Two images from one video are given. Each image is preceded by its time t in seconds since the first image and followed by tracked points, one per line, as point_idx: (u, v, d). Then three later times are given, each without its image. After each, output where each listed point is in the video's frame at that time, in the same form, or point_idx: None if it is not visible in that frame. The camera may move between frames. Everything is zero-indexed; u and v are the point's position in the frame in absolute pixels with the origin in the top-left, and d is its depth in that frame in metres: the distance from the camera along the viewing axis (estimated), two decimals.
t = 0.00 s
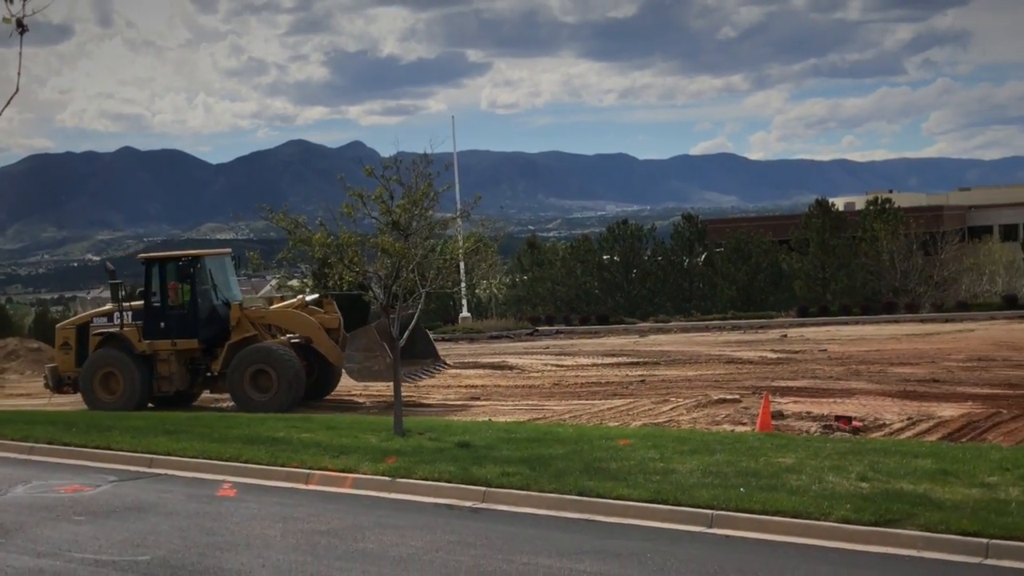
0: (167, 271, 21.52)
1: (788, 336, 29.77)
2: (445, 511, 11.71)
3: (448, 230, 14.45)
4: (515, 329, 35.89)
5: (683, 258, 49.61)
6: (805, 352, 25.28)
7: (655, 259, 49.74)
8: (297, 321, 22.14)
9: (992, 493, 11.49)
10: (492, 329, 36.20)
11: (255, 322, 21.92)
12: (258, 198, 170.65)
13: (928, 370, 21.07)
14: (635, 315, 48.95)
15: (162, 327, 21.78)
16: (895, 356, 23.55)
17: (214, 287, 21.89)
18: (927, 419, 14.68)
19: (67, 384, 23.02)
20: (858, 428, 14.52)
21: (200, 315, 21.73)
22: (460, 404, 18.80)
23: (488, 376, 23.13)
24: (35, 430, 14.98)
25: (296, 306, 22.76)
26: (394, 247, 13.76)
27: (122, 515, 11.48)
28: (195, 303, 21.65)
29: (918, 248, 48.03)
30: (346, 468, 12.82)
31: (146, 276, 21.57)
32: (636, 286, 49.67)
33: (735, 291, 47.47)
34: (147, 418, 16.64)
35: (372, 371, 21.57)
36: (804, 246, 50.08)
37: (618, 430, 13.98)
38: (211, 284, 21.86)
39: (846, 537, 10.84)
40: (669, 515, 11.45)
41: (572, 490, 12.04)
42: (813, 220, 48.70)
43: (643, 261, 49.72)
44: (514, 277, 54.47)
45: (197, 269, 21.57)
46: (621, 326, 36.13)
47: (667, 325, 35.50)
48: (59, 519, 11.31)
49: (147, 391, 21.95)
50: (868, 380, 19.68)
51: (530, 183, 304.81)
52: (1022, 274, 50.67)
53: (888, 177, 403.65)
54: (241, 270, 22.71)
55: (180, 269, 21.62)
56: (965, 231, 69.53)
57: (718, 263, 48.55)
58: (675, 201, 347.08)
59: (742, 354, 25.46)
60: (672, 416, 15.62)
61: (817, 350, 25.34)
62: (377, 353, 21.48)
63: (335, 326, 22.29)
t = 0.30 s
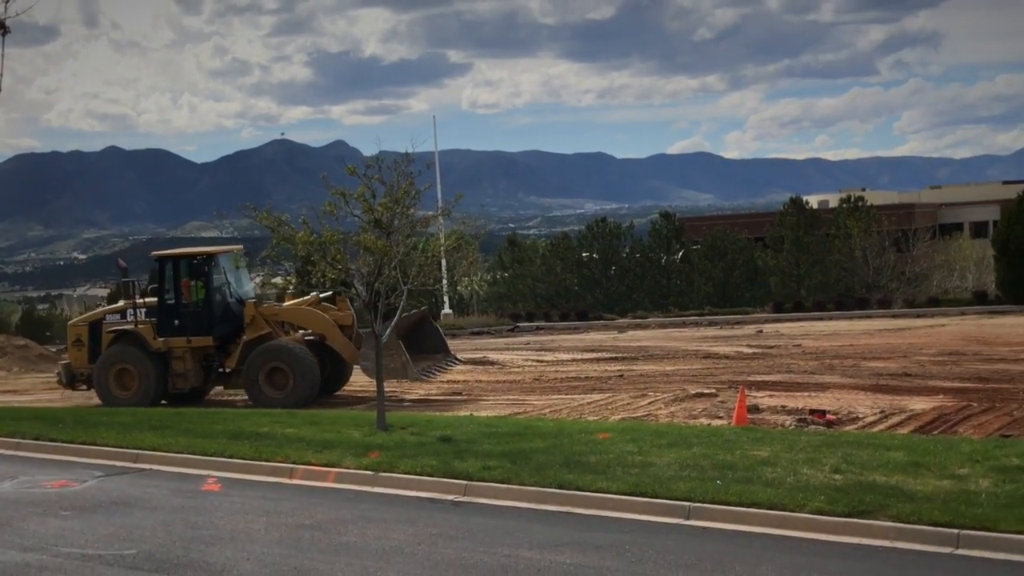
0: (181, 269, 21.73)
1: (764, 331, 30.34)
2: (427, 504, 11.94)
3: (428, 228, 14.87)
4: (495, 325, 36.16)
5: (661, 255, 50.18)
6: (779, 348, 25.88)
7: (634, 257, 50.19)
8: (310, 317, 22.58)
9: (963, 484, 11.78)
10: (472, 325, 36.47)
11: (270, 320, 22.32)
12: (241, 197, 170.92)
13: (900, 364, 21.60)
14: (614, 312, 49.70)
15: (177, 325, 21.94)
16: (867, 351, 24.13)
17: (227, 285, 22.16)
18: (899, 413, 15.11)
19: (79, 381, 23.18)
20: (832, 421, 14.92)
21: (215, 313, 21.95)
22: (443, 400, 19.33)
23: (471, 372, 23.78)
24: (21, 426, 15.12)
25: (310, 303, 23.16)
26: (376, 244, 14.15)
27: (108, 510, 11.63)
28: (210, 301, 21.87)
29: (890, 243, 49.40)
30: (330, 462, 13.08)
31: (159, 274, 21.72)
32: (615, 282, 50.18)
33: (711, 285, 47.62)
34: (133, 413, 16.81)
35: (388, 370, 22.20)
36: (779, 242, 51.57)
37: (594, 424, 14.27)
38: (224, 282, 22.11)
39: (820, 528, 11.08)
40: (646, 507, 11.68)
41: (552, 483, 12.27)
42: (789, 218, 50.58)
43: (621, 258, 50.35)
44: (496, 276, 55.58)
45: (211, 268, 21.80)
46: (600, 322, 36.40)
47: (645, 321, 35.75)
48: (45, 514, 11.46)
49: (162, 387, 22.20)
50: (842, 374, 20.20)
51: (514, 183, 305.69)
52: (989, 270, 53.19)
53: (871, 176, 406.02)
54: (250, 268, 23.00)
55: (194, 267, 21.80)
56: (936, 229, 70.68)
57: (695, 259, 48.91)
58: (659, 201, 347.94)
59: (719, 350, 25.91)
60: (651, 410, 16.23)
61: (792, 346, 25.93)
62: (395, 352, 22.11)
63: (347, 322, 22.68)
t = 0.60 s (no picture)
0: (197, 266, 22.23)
1: (739, 328, 30.87)
2: (409, 499, 12.16)
3: (409, 226, 15.37)
4: (476, 322, 36.48)
5: (639, 253, 51.83)
6: (755, 344, 26.38)
7: (613, 256, 51.99)
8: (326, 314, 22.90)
9: (933, 477, 12.05)
10: (453, 322, 36.79)
11: (286, 317, 22.62)
12: (224, 198, 171.32)
13: (872, 360, 22.11)
14: (594, 309, 51.51)
15: (194, 320, 22.30)
16: (841, 348, 24.65)
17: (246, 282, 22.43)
18: (871, 407, 15.55)
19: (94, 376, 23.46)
20: (806, 415, 15.36)
21: (231, 309, 22.28)
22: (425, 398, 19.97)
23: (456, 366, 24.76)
24: (7, 423, 15.27)
25: (326, 302, 23.46)
26: (358, 243, 14.64)
27: (93, 505, 11.79)
28: (227, 296, 22.22)
29: (863, 243, 49.41)
30: (313, 458, 13.31)
31: (176, 271, 22.09)
32: (594, 281, 51.91)
33: (687, 283, 49.45)
34: (119, 410, 16.99)
35: (406, 366, 22.31)
36: (755, 242, 52.15)
37: (573, 420, 14.60)
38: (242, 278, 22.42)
39: (794, 520, 11.32)
40: (623, 501, 11.91)
41: (532, 477, 12.54)
42: (764, 218, 51.41)
43: (601, 256, 52.29)
44: (477, 273, 55.91)
45: (227, 266, 22.12)
46: (579, 319, 36.77)
47: (624, 318, 36.13)
48: (31, 509, 11.61)
49: (180, 384, 22.50)
50: (816, 371, 20.68)
51: (499, 185, 306.78)
52: (961, 268, 53.55)
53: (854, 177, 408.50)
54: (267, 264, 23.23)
55: (210, 265, 22.17)
56: (909, 226, 71.67)
57: (672, 258, 50.50)
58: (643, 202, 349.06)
59: (696, 347, 26.38)
60: (629, 407, 16.84)
61: (768, 343, 26.44)
62: (411, 347, 22.35)
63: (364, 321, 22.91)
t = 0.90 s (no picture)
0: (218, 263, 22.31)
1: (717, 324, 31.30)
2: (392, 493, 12.40)
3: (393, 225, 15.64)
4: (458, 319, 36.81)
5: (619, 251, 52.85)
6: (732, 340, 26.82)
7: (593, 254, 52.50)
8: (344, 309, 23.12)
9: (906, 470, 12.33)
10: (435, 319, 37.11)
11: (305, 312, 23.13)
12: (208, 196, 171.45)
13: (847, 355, 22.54)
14: (574, 306, 52.01)
15: (215, 315, 22.70)
16: (817, 343, 25.08)
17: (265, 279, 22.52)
18: (846, 402, 16.02)
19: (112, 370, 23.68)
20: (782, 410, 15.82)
21: (252, 304, 22.74)
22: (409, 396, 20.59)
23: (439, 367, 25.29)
24: None
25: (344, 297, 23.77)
26: (342, 241, 14.91)
27: (80, 500, 11.97)
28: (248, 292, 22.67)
29: (837, 241, 51.08)
30: (298, 453, 13.55)
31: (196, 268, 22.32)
32: (575, 279, 52.39)
33: (666, 281, 50.73)
34: (107, 406, 17.20)
35: (426, 360, 22.78)
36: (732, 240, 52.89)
37: (553, 415, 14.93)
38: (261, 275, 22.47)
39: (769, 512, 11.56)
40: (602, 494, 12.16)
41: (513, 471, 12.80)
42: (740, 216, 52.17)
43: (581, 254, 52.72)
44: (460, 271, 56.15)
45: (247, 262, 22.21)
46: (559, 316, 37.13)
47: (604, 315, 36.49)
48: (20, 504, 11.78)
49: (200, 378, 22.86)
50: (792, 366, 21.13)
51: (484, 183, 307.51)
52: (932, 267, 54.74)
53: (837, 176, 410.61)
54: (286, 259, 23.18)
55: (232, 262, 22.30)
56: (884, 224, 72.38)
57: (652, 256, 51.73)
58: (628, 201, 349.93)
59: (675, 343, 26.81)
60: (609, 403, 17.34)
61: (745, 338, 26.89)
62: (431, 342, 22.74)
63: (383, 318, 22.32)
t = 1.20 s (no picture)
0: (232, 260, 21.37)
1: (692, 323, 31.73)
2: (373, 490, 12.61)
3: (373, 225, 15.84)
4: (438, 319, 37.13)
5: (597, 252, 53.45)
6: (707, 339, 27.18)
7: (571, 254, 52.94)
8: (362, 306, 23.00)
9: (877, 466, 12.62)
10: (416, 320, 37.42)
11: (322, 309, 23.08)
12: (189, 196, 171.25)
13: (819, 354, 22.94)
14: (553, 305, 52.18)
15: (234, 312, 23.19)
16: (789, 342, 25.46)
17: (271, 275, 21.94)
18: (818, 400, 16.43)
19: (129, 366, 23.96)
20: (756, 408, 16.23)
21: (271, 301, 23.20)
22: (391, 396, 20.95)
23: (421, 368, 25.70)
24: None
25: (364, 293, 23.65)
26: (324, 242, 15.09)
27: (65, 497, 12.13)
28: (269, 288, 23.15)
29: (810, 242, 51.74)
30: (280, 451, 13.77)
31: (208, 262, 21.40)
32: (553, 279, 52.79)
33: (644, 282, 51.31)
34: (92, 404, 17.36)
35: (445, 354, 22.74)
36: (707, 241, 53.60)
37: (530, 413, 15.24)
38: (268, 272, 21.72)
39: (744, 508, 11.81)
40: (580, 490, 12.39)
41: (492, 468, 13.05)
42: (715, 217, 52.92)
43: (559, 254, 53.19)
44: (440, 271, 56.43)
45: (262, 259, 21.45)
46: (538, 315, 37.50)
47: (582, 314, 36.86)
48: (4, 503, 11.93)
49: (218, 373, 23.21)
50: (766, 364, 21.53)
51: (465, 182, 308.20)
52: (903, 267, 55.66)
53: (816, 176, 413.19)
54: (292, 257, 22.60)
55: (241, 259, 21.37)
56: (855, 226, 73.26)
57: (629, 256, 52.26)
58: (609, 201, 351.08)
59: (652, 342, 27.24)
60: (587, 400, 17.78)
61: (719, 337, 27.28)
62: (450, 335, 22.73)
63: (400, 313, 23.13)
